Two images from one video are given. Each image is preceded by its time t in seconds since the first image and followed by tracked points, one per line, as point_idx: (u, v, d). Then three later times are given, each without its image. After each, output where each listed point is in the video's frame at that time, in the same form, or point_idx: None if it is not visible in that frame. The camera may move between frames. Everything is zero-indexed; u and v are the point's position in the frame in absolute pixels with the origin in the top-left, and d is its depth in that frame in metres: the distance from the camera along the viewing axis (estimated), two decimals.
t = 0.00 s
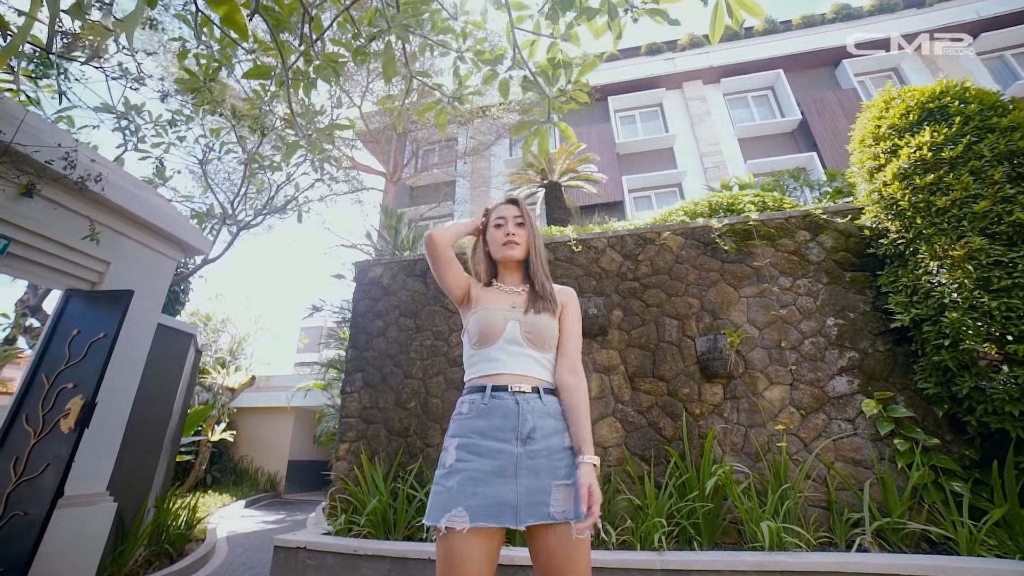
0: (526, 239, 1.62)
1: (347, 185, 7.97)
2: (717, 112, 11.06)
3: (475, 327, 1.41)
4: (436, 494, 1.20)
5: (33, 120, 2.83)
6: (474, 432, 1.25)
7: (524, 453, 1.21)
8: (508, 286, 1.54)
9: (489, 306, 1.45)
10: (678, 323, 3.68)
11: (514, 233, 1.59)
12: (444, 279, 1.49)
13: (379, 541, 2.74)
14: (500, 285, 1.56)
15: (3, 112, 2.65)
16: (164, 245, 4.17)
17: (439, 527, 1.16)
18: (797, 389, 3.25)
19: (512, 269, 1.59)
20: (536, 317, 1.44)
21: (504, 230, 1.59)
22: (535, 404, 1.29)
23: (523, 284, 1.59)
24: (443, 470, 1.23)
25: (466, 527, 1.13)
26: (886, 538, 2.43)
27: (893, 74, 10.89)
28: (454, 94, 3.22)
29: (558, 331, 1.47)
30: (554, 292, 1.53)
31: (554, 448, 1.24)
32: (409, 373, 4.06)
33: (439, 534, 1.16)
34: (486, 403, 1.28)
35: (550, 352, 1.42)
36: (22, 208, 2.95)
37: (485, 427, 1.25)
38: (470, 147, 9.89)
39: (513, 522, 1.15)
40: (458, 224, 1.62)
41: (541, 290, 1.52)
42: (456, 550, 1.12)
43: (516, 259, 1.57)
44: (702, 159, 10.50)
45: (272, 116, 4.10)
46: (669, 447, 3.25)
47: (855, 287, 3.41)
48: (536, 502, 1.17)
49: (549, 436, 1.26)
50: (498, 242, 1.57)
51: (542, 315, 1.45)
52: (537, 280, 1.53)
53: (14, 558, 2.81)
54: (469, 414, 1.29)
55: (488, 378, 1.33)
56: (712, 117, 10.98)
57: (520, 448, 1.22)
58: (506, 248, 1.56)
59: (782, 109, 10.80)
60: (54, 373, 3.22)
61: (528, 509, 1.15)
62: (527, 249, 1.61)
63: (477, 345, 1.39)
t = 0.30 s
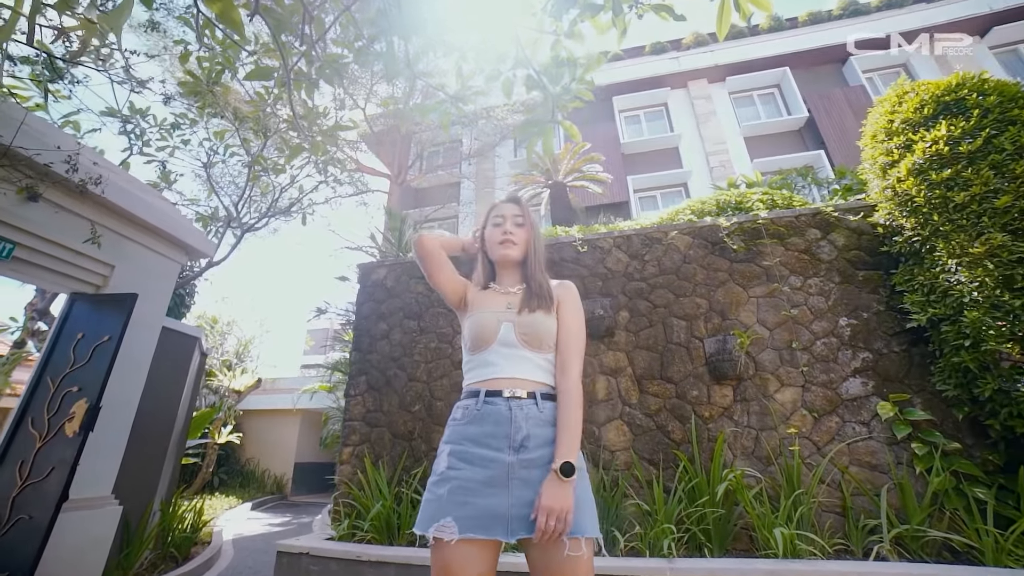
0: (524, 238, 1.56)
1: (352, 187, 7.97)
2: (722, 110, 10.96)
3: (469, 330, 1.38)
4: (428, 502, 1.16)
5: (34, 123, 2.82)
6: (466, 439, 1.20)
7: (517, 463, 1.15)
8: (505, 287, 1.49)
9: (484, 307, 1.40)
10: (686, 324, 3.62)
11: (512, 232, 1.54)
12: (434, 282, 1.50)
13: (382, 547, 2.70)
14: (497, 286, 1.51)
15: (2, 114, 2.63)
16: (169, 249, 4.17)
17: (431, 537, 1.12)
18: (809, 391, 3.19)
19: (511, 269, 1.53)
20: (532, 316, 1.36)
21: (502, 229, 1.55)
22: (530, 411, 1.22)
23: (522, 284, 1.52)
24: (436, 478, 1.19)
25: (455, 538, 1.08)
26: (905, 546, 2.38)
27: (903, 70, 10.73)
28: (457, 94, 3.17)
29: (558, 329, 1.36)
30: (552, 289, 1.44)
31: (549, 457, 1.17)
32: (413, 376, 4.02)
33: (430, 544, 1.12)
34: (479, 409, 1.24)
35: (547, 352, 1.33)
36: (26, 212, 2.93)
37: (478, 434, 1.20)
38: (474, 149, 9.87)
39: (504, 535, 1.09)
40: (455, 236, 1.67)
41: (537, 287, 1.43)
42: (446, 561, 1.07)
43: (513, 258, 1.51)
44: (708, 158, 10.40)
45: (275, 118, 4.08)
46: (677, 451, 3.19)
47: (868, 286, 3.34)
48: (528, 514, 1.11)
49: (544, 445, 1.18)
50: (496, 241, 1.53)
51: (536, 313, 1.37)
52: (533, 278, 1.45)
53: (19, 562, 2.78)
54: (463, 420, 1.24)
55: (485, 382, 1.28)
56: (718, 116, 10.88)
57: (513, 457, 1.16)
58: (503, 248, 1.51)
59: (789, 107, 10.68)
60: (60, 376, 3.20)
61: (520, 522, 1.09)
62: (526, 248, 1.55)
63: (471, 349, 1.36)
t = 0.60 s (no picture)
0: (522, 238, 1.50)
1: (357, 190, 7.98)
2: (728, 109, 10.86)
3: (462, 337, 1.36)
4: (416, 508, 1.14)
5: (36, 125, 2.80)
6: (455, 445, 1.17)
7: (504, 472, 1.10)
8: (501, 289, 1.44)
9: (477, 311, 1.37)
10: (694, 325, 3.56)
11: (508, 232, 1.49)
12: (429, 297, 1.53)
13: (386, 552, 2.67)
14: (493, 289, 1.46)
15: (4, 117, 2.62)
16: (173, 251, 4.13)
17: (418, 544, 1.10)
18: (821, 393, 3.12)
19: (506, 270, 1.48)
20: (523, 317, 1.29)
21: (498, 229, 1.50)
22: (520, 418, 1.17)
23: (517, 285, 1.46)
24: (425, 484, 1.17)
25: (440, 548, 1.06)
26: (925, 554, 2.34)
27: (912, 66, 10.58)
28: (461, 96, 3.14)
29: (551, 327, 1.28)
30: (545, 287, 1.36)
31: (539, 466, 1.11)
32: (417, 379, 3.99)
33: (416, 552, 1.10)
34: (469, 414, 1.20)
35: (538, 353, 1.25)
36: (31, 215, 2.92)
37: (466, 440, 1.16)
38: (479, 151, 9.84)
39: (490, 547, 1.05)
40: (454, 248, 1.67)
41: (528, 287, 1.36)
42: (430, 572, 1.05)
43: (509, 260, 1.46)
44: (714, 157, 10.32)
45: (279, 120, 4.08)
46: (686, 454, 3.14)
47: (881, 285, 3.27)
48: (516, 526, 1.06)
49: (534, 454, 1.13)
50: (491, 243, 1.49)
51: (525, 313, 1.30)
52: (527, 277, 1.39)
53: (26, 564, 2.78)
54: (453, 425, 1.21)
55: (477, 387, 1.23)
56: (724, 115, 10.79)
57: (500, 466, 1.11)
58: (499, 249, 1.46)
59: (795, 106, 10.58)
60: (66, 380, 3.20)
61: (506, 533, 1.05)
62: (524, 249, 1.49)
63: (464, 355, 1.33)
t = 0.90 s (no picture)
0: (516, 239, 1.46)
1: (363, 192, 7.99)
2: (735, 107, 10.75)
3: (455, 345, 1.33)
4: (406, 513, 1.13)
5: (40, 128, 2.79)
6: (444, 450, 1.14)
7: (492, 480, 1.06)
8: (495, 293, 1.40)
9: (470, 317, 1.34)
10: (702, 326, 3.51)
11: (502, 234, 1.44)
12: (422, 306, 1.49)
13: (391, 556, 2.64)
14: (487, 293, 1.43)
15: (8, 119, 2.60)
16: (179, 254, 4.13)
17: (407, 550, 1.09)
18: (834, 394, 3.06)
19: (501, 274, 1.44)
20: (516, 321, 1.25)
21: (492, 231, 1.46)
22: (511, 425, 1.12)
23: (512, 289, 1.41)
24: (416, 489, 1.15)
25: (426, 556, 1.04)
26: (946, 562, 2.28)
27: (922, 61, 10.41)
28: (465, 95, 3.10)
29: (545, 330, 1.23)
30: (539, 290, 1.32)
31: (527, 476, 1.06)
32: (422, 381, 3.97)
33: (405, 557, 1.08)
34: (459, 419, 1.17)
35: (533, 359, 1.21)
36: (38, 219, 2.92)
37: (455, 445, 1.13)
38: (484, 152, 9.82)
39: (477, 558, 1.01)
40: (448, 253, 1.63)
41: (521, 291, 1.32)
42: None
43: (503, 263, 1.42)
44: (721, 156, 10.22)
45: (283, 122, 4.08)
46: (694, 456, 3.09)
47: (894, 283, 3.20)
48: (504, 538, 1.02)
49: (523, 463, 1.07)
50: (484, 246, 1.45)
51: (519, 319, 1.26)
52: (520, 280, 1.34)
53: (34, 566, 2.78)
54: (444, 429, 1.19)
55: (470, 392, 1.20)
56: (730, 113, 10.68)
57: (488, 475, 1.07)
58: (492, 252, 1.42)
59: (803, 103, 10.45)
60: (74, 383, 3.21)
61: (492, 545, 1.01)
62: (520, 251, 1.45)
63: (458, 363, 1.30)
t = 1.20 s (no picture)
0: (509, 234, 1.42)
1: (368, 194, 8.01)
2: (742, 104, 10.64)
3: (447, 345, 1.31)
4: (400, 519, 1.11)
5: (44, 132, 2.79)
6: (436, 455, 1.12)
7: (484, 487, 1.03)
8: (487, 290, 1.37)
9: (461, 316, 1.31)
10: (710, 325, 3.45)
11: (493, 229, 1.40)
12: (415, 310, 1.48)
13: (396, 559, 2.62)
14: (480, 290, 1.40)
15: (14, 123, 2.59)
16: (184, 257, 4.13)
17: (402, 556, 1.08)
18: (847, 394, 2.99)
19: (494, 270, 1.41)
20: (505, 318, 1.22)
21: (483, 226, 1.42)
22: (502, 428, 1.08)
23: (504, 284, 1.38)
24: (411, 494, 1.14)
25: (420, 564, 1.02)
26: (968, 568, 2.22)
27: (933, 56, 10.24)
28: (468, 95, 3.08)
29: (535, 326, 1.19)
30: (529, 284, 1.27)
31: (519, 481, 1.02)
32: (427, 383, 3.95)
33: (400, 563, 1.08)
34: (451, 423, 1.14)
35: (523, 354, 1.16)
36: (45, 224, 2.93)
37: (446, 451, 1.10)
38: (489, 152, 9.81)
39: (471, 566, 1.00)
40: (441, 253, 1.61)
41: (512, 285, 1.28)
42: None
43: (495, 259, 1.39)
44: (727, 154, 10.12)
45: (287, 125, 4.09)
46: (703, 458, 3.04)
47: (909, 281, 3.13)
48: (498, 544, 1.00)
49: (515, 468, 1.03)
50: (476, 242, 1.42)
51: (508, 314, 1.22)
52: (511, 274, 1.31)
53: (43, 568, 2.79)
54: (436, 434, 1.16)
55: (461, 394, 1.17)
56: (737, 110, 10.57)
57: (480, 481, 1.04)
58: (484, 248, 1.39)
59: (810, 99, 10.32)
60: (83, 386, 3.22)
61: (485, 553, 0.99)
62: (512, 246, 1.41)
63: (451, 363, 1.28)
